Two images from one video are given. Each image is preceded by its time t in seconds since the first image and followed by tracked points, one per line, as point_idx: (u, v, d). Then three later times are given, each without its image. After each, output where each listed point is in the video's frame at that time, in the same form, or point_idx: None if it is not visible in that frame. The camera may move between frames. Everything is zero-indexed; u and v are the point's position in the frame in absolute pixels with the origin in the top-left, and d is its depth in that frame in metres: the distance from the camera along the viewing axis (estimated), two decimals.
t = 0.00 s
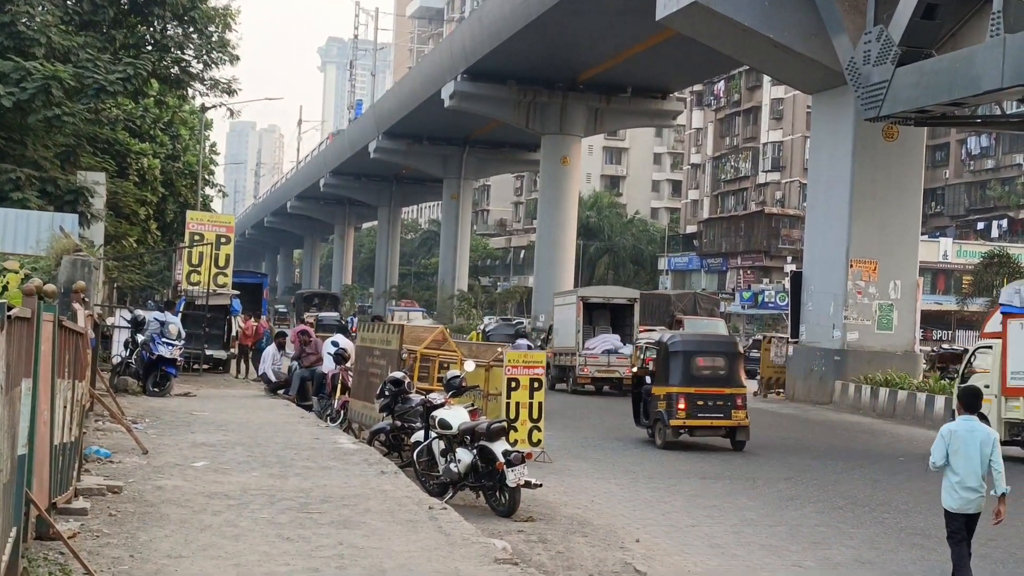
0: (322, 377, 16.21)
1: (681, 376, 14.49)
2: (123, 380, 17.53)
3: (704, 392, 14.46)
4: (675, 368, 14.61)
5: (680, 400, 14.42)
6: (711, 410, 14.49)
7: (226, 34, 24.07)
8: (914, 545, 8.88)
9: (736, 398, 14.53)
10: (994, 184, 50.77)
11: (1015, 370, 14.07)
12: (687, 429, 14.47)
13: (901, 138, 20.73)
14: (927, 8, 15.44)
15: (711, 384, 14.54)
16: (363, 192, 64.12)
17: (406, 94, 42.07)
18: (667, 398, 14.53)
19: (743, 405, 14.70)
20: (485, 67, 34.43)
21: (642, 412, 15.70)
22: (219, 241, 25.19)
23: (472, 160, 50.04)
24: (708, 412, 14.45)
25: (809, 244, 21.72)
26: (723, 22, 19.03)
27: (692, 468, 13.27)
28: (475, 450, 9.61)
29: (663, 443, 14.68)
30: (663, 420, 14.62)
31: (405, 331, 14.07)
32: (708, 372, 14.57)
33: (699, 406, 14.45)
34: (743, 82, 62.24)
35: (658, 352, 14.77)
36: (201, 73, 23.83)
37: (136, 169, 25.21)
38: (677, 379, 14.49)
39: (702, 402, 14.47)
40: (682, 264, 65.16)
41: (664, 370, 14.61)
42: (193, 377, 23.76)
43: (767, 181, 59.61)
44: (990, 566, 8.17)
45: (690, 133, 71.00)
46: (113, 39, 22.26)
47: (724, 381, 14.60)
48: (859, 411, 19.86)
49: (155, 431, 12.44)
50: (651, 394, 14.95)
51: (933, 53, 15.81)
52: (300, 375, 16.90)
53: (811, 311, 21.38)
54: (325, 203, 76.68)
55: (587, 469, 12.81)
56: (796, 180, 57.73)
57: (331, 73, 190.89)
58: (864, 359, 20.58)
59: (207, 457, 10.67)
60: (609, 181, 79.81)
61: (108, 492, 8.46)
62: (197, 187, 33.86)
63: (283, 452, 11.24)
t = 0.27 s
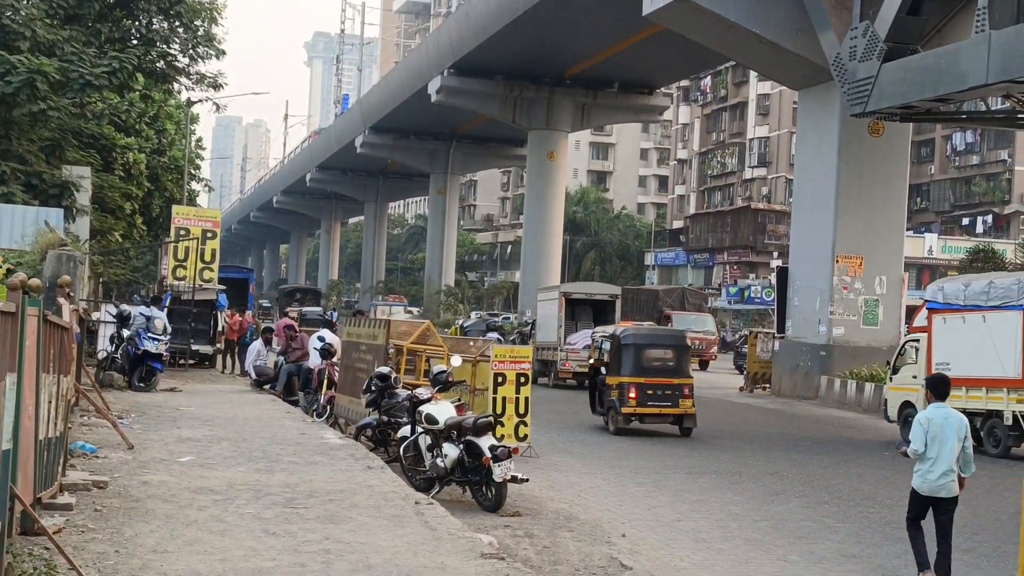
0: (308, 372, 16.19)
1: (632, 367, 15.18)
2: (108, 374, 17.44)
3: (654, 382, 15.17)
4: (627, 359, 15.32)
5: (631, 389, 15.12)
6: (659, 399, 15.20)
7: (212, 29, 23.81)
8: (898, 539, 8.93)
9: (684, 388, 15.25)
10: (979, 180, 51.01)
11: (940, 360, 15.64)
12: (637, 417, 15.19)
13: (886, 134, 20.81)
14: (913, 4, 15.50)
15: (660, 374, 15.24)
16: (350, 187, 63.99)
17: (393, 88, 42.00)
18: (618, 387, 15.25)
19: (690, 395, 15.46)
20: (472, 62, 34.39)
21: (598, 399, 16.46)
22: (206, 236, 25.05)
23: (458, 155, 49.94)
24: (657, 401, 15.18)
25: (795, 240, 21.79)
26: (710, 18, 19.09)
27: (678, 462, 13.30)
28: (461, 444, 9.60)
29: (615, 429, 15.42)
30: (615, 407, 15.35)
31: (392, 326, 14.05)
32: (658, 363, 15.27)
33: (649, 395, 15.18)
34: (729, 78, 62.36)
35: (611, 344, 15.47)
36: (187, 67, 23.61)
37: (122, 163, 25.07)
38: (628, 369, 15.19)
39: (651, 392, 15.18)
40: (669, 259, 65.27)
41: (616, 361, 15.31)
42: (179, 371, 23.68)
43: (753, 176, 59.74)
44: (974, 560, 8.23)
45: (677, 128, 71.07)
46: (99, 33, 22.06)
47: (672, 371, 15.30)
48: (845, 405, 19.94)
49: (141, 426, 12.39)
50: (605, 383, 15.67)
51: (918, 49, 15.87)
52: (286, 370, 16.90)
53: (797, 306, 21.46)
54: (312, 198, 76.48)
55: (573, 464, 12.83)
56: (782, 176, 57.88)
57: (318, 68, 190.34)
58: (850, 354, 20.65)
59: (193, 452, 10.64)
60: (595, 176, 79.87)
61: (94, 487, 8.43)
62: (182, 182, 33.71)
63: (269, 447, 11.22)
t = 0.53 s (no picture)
0: (287, 369, 16.10)
1: (581, 360, 16.18)
2: (86, 371, 17.29)
3: (602, 374, 16.15)
4: (577, 353, 16.32)
5: (580, 381, 16.10)
6: (607, 390, 16.20)
7: (191, 24, 23.57)
8: (877, 535, 8.98)
9: (630, 380, 16.25)
10: (957, 177, 51.31)
11: (867, 354, 15.91)
12: (585, 407, 16.18)
13: (865, 131, 20.92)
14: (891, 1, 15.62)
15: (607, 367, 16.20)
16: (330, 183, 63.78)
17: (372, 84, 41.85)
18: (568, 379, 16.24)
19: (636, 386, 16.48)
20: (453, 58, 34.34)
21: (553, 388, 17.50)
22: (184, 231, 24.92)
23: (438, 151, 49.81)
24: (605, 392, 16.17)
25: (774, 237, 21.88)
26: (689, 15, 19.15)
27: (659, 459, 13.32)
28: (441, 441, 9.57)
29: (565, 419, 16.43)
30: (565, 398, 16.34)
31: (372, 322, 14.00)
32: (605, 357, 16.23)
33: (597, 386, 16.17)
34: (709, 75, 62.50)
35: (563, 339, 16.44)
36: (166, 63, 23.46)
37: (100, 160, 24.93)
38: (577, 362, 16.18)
39: (599, 383, 16.18)
40: (649, 255, 65.41)
41: (567, 355, 16.28)
42: (158, 368, 23.54)
43: (733, 173, 59.89)
44: (952, 555, 8.27)
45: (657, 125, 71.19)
46: (76, 27, 21.81)
47: (619, 364, 16.24)
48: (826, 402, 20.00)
49: (119, 424, 12.29)
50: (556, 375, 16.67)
51: (897, 46, 15.98)
52: (265, 367, 16.83)
53: (777, 302, 21.55)
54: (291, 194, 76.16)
55: (553, 461, 12.81)
56: (762, 172, 58.09)
57: (298, 64, 189.67)
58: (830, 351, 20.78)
59: (171, 449, 10.56)
60: (576, 173, 79.90)
61: (72, 484, 8.35)
62: (161, 178, 33.49)
63: (248, 445, 11.14)
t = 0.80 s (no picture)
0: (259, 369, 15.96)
1: (528, 356, 17.02)
2: (57, 372, 17.12)
3: (547, 369, 17.07)
4: (523, 349, 17.15)
5: (527, 376, 16.98)
6: (552, 384, 17.14)
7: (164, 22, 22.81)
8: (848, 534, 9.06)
9: (574, 374, 17.22)
10: (927, 178, 51.82)
11: (797, 351, 17.32)
12: (533, 400, 17.08)
13: (836, 132, 21.07)
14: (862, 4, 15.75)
15: (554, 362, 17.11)
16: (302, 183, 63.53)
17: (345, 84, 41.68)
18: (516, 374, 17.09)
19: (579, 380, 17.46)
20: (426, 58, 34.28)
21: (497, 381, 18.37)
22: (157, 232, 24.52)
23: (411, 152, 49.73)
24: (551, 386, 17.11)
25: (747, 237, 21.99)
26: (662, 16, 19.20)
27: (632, 459, 13.38)
28: (414, 442, 9.55)
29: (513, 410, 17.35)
30: (513, 391, 17.20)
31: (345, 322, 13.95)
32: (551, 353, 17.12)
33: (543, 380, 17.08)
34: (682, 76, 62.76)
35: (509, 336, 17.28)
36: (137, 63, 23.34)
37: (71, 160, 24.82)
38: (525, 358, 17.02)
39: (546, 377, 17.10)
40: (622, 256, 65.61)
41: (513, 351, 17.14)
42: (129, 369, 23.37)
43: (706, 174, 60.16)
44: (921, 553, 8.36)
45: (630, 125, 71.40)
46: (45, 25, 21.12)
47: (564, 359, 17.18)
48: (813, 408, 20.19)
49: (90, 425, 12.18)
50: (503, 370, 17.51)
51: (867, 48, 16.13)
52: (238, 368, 16.69)
53: (749, 303, 21.68)
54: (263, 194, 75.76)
55: (526, 461, 12.82)
56: (735, 173, 58.40)
57: (270, 63, 188.66)
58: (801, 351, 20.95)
59: (143, 450, 10.48)
60: (549, 173, 80.02)
61: (41, 485, 8.27)
62: (132, 178, 33.19)
63: (220, 445, 11.07)
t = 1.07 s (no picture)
0: (230, 373, 15.87)
1: (478, 355, 18.29)
2: (25, 376, 16.90)
3: (495, 368, 18.38)
4: (473, 349, 18.44)
5: (476, 375, 18.26)
6: (500, 381, 18.45)
7: (135, 25, 20.71)
8: (819, 536, 9.11)
9: (520, 373, 18.54)
10: (896, 183, 52.31)
11: (733, 351, 18.94)
12: (481, 397, 18.36)
13: (806, 137, 21.23)
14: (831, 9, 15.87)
15: (502, 362, 18.41)
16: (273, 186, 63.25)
17: (317, 87, 41.48)
18: (466, 373, 18.36)
19: (524, 378, 18.77)
20: (398, 61, 34.21)
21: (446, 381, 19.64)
22: (126, 235, 24.45)
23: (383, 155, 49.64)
24: (498, 383, 18.42)
25: (718, 241, 22.10)
26: (635, 20, 19.23)
27: (604, 462, 13.40)
28: (385, 446, 9.52)
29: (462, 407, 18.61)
30: (462, 389, 18.45)
31: (316, 326, 13.90)
32: (499, 353, 18.43)
33: (491, 378, 18.38)
34: (654, 80, 63.03)
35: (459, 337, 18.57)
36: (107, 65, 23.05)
37: (40, 162, 24.34)
38: (475, 358, 18.28)
39: (494, 376, 18.40)
40: (593, 260, 65.78)
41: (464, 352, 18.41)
42: (98, 373, 23.16)
43: (677, 178, 60.42)
44: (890, 555, 8.43)
45: (602, 130, 71.62)
46: (13, 27, 19.23)
47: (510, 359, 18.49)
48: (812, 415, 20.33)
49: (59, 429, 12.05)
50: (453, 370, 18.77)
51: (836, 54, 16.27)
52: (208, 371, 16.55)
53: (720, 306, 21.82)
54: (234, 197, 75.32)
55: (499, 465, 12.81)
56: (706, 178, 58.72)
57: (241, 65, 187.79)
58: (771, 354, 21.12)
59: (112, 454, 10.38)
60: (521, 177, 80.10)
61: (9, 491, 8.15)
62: (101, 181, 32.89)
63: (191, 450, 10.98)
